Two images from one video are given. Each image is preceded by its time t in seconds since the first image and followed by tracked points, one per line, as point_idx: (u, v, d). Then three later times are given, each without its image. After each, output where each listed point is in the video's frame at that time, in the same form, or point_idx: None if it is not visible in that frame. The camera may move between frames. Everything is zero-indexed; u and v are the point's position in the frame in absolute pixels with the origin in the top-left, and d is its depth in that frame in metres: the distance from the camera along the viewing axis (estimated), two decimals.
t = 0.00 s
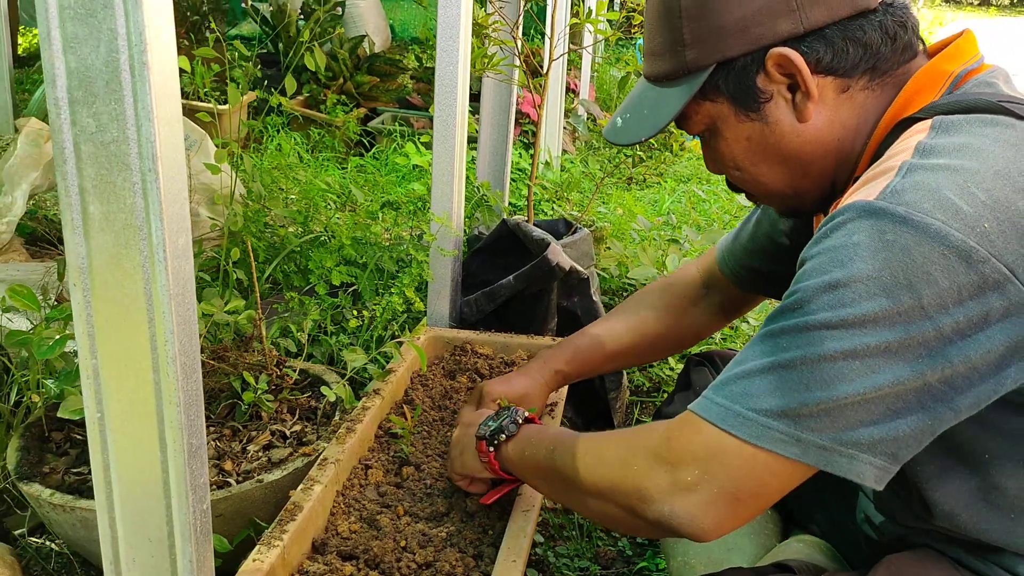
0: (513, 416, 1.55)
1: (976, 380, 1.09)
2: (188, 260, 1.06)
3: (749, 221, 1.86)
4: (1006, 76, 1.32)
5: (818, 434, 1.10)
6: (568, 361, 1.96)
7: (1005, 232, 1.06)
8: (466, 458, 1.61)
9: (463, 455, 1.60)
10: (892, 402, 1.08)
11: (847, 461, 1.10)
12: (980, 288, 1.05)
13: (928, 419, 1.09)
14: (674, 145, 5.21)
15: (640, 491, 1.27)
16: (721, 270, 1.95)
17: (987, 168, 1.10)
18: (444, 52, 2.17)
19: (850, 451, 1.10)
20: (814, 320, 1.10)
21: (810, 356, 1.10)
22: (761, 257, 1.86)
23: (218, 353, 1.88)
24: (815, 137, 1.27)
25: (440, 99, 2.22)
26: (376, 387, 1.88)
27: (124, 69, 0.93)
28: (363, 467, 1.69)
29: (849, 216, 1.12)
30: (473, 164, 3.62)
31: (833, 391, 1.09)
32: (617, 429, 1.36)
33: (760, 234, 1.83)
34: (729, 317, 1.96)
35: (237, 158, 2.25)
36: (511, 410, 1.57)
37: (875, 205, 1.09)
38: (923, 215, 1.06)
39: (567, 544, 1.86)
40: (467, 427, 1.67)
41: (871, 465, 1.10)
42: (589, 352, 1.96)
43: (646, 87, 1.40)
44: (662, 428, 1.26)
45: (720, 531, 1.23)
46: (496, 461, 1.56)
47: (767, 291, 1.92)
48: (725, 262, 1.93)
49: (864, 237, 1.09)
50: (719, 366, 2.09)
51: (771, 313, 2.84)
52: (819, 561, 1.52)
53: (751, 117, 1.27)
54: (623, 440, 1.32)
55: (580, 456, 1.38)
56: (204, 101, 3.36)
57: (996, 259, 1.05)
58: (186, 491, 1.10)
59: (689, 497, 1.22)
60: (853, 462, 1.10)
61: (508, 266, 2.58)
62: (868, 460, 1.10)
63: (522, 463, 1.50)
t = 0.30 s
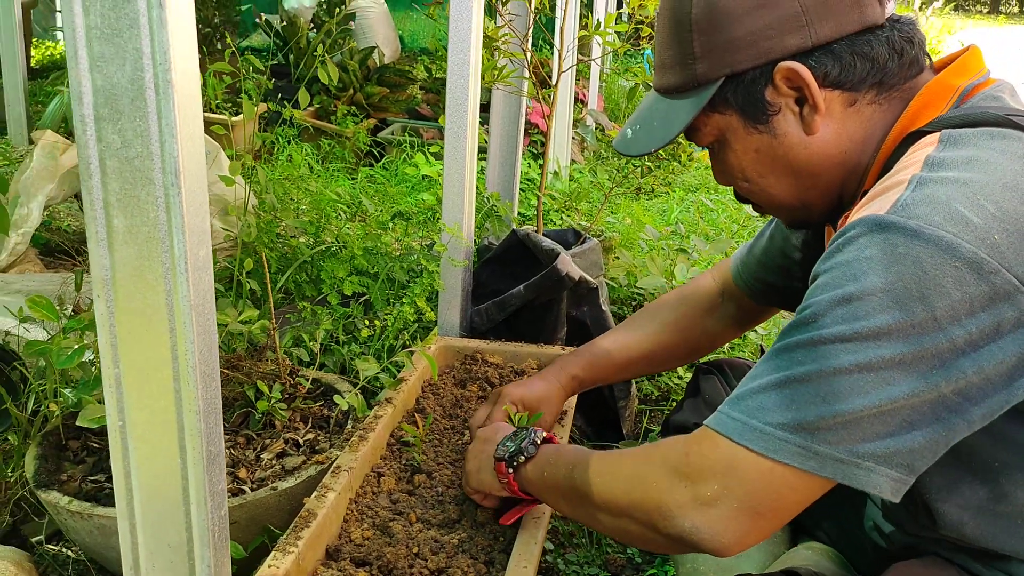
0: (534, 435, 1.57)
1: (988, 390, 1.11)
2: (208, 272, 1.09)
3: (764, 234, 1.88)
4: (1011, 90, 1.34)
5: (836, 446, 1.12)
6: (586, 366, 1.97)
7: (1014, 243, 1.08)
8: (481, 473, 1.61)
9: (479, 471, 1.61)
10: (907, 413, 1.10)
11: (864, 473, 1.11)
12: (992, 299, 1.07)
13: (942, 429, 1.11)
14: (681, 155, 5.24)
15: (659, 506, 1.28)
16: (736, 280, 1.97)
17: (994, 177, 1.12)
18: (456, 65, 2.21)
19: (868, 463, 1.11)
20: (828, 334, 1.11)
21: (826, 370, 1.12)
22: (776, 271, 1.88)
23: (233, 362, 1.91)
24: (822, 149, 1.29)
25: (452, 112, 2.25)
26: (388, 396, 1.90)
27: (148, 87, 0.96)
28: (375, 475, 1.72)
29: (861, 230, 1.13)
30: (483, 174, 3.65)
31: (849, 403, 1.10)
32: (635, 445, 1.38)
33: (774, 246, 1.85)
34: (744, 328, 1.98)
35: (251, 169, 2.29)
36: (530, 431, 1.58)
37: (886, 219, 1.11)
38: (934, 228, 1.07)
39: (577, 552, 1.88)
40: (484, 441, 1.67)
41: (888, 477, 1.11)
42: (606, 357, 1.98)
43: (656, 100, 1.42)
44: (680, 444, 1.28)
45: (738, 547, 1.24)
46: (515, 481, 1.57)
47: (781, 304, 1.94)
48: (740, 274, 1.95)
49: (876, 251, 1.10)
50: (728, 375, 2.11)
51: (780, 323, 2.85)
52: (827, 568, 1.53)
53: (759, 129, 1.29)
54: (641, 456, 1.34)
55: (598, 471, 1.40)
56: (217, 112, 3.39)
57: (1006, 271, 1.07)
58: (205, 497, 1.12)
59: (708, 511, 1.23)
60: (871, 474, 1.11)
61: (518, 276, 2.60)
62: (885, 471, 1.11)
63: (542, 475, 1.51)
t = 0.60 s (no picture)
0: (524, 453, 1.58)
1: (991, 393, 1.12)
2: (214, 274, 1.10)
3: (760, 246, 1.89)
4: (1007, 95, 1.36)
5: (841, 451, 1.13)
6: (580, 372, 2.00)
7: (1015, 246, 1.09)
8: (481, 487, 1.63)
9: (480, 486, 1.62)
10: (912, 417, 1.11)
11: (870, 476, 1.12)
12: (994, 302, 1.08)
13: (946, 432, 1.12)
14: (682, 159, 5.27)
15: (665, 512, 1.30)
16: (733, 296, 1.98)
17: (994, 182, 1.14)
18: (457, 70, 2.22)
19: (873, 467, 1.12)
20: (832, 340, 1.12)
21: (830, 377, 1.13)
22: (772, 283, 1.89)
23: (236, 364, 1.93)
24: (821, 155, 1.30)
25: (454, 115, 2.26)
26: (390, 399, 1.91)
27: (156, 91, 0.97)
28: (378, 477, 1.73)
29: (863, 237, 1.14)
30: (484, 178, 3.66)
31: (854, 408, 1.11)
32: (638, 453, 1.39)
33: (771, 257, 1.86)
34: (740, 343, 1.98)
35: (253, 173, 2.30)
36: (520, 447, 1.60)
37: (887, 225, 1.12)
38: (935, 233, 1.08)
39: (579, 554, 1.89)
40: (479, 452, 1.67)
41: (893, 480, 1.12)
42: (601, 364, 2.00)
43: (656, 105, 1.43)
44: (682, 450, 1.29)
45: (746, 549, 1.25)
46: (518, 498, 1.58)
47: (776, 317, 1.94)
48: (737, 287, 1.96)
49: (878, 258, 1.11)
50: (729, 380, 2.12)
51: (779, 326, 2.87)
52: (828, 569, 1.54)
53: (758, 135, 1.29)
54: (644, 463, 1.36)
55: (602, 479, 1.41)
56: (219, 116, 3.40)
57: (1008, 274, 1.07)
58: (210, 497, 1.13)
59: (714, 516, 1.24)
60: (876, 477, 1.12)
61: (519, 279, 2.62)
62: (890, 474, 1.12)
63: (542, 488, 1.52)
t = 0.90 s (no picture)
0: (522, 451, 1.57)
1: (984, 398, 1.13)
2: (213, 276, 1.10)
3: (757, 252, 1.90)
4: (1000, 101, 1.37)
5: (840, 460, 1.13)
6: (578, 372, 2.00)
7: (1005, 252, 1.10)
8: (474, 486, 1.62)
9: (473, 484, 1.61)
10: (907, 423, 1.12)
11: (869, 485, 1.13)
12: (984, 306, 1.09)
13: (942, 438, 1.13)
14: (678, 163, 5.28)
15: (672, 524, 1.29)
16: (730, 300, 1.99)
17: (983, 188, 1.14)
18: (455, 73, 2.23)
19: (871, 475, 1.13)
20: (826, 348, 1.13)
21: (824, 384, 1.13)
22: (768, 286, 1.91)
23: (234, 366, 1.93)
24: (816, 160, 1.31)
25: (451, 118, 2.26)
26: (387, 401, 1.92)
27: (156, 94, 0.97)
28: (375, 479, 1.73)
29: (854, 243, 1.15)
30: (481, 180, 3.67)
31: (851, 417, 1.12)
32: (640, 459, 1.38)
33: (768, 263, 1.88)
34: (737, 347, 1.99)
35: (251, 175, 2.30)
36: (519, 444, 1.58)
37: (878, 231, 1.13)
38: (925, 239, 1.09)
39: (574, 556, 1.89)
40: (474, 450, 1.66)
41: (891, 488, 1.13)
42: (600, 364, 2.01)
43: (653, 109, 1.44)
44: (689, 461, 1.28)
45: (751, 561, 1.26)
46: (512, 495, 1.58)
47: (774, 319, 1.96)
48: (736, 292, 1.96)
49: (871, 265, 1.12)
50: (725, 383, 2.12)
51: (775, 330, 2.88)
52: (823, 572, 1.54)
53: (753, 140, 1.30)
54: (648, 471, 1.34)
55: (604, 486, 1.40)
56: (216, 118, 3.40)
57: (998, 279, 1.09)
58: (208, 498, 1.13)
59: (718, 528, 1.24)
60: (874, 485, 1.13)
61: (515, 281, 2.63)
62: (888, 482, 1.13)
63: (540, 489, 1.51)
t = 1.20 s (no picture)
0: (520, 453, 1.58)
1: (982, 384, 1.13)
2: (210, 273, 1.10)
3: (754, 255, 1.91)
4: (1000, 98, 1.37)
5: (835, 440, 1.13)
6: (570, 378, 2.01)
7: (1007, 238, 1.10)
8: (469, 492, 1.63)
9: (467, 490, 1.62)
10: (904, 407, 1.12)
11: (863, 467, 1.13)
12: (984, 292, 1.09)
13: (938, 423, 1.13)
14: (676, 163, 5.29)
15: (663, 510, 1.29)
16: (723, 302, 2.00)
17: (986, 174, 1.15)
18: (453, 72, 2.23)
19: (866, 457, 1.13)
20: (825, 328, 1.13)
21: (822, 365, 1.13)
22: (763, 290, 1.91)
23: (231, 365, 1.93)
24: (818, 151, 1.31)
25: (449, 117, 2.27)
26: (384, 400, 1.92)
27: (153, 91, 0.98)
28: (371, 477, 1.74)
29: (855, 227, 1.15)
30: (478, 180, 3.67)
31: (847, 397, 1.12)
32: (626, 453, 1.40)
33: (762, 265, 1.88)
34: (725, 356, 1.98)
35: (249, 173, 2.30)
36: (516, 447, 1.60)
37: (880, 215, 1.13)
38: (928, 222, 1.10)
39: (570, 555, 1.90)
40: (472, 458, 1.68)
41: (885, 471, 1.13)
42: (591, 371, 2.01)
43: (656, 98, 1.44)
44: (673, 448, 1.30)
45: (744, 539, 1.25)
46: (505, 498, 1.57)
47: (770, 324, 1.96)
48: (730, 296, 1.97)
49: (873, 247, 1.12)
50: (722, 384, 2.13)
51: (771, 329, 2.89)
52: (818, 570, 1.55)
53: (756, 129, 1.30)
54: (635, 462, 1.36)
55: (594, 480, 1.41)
56: (213, 117, 3.40)
57: (999, 265, 1.09)
58: (204, 496, 1.13)
59: (708, 507, 1.24)
60: (869, 467, 1.13)
61: (512, 281, 2.63)
62: (883, 465, 1.13)
63: (535, 489, 1.52)
